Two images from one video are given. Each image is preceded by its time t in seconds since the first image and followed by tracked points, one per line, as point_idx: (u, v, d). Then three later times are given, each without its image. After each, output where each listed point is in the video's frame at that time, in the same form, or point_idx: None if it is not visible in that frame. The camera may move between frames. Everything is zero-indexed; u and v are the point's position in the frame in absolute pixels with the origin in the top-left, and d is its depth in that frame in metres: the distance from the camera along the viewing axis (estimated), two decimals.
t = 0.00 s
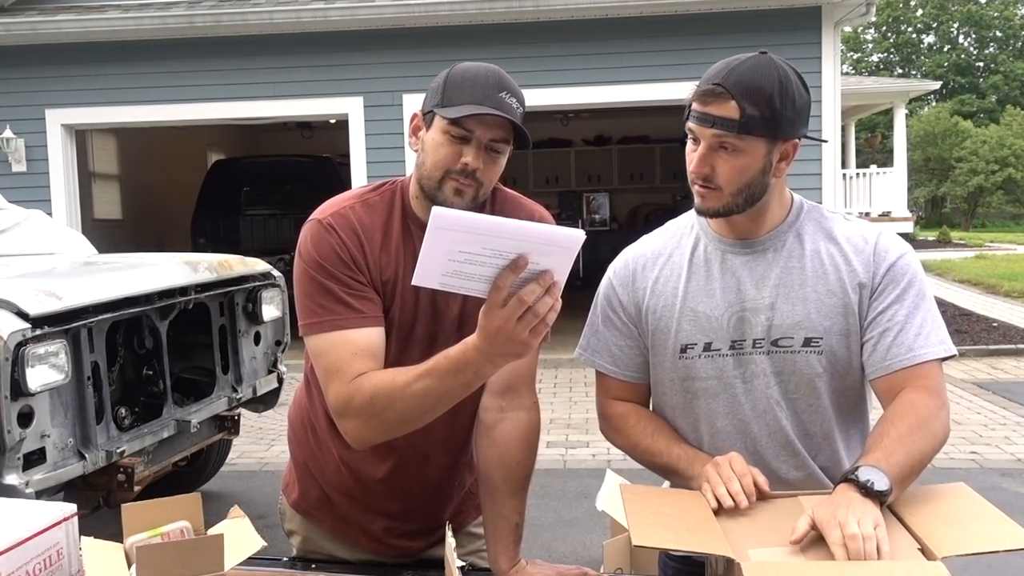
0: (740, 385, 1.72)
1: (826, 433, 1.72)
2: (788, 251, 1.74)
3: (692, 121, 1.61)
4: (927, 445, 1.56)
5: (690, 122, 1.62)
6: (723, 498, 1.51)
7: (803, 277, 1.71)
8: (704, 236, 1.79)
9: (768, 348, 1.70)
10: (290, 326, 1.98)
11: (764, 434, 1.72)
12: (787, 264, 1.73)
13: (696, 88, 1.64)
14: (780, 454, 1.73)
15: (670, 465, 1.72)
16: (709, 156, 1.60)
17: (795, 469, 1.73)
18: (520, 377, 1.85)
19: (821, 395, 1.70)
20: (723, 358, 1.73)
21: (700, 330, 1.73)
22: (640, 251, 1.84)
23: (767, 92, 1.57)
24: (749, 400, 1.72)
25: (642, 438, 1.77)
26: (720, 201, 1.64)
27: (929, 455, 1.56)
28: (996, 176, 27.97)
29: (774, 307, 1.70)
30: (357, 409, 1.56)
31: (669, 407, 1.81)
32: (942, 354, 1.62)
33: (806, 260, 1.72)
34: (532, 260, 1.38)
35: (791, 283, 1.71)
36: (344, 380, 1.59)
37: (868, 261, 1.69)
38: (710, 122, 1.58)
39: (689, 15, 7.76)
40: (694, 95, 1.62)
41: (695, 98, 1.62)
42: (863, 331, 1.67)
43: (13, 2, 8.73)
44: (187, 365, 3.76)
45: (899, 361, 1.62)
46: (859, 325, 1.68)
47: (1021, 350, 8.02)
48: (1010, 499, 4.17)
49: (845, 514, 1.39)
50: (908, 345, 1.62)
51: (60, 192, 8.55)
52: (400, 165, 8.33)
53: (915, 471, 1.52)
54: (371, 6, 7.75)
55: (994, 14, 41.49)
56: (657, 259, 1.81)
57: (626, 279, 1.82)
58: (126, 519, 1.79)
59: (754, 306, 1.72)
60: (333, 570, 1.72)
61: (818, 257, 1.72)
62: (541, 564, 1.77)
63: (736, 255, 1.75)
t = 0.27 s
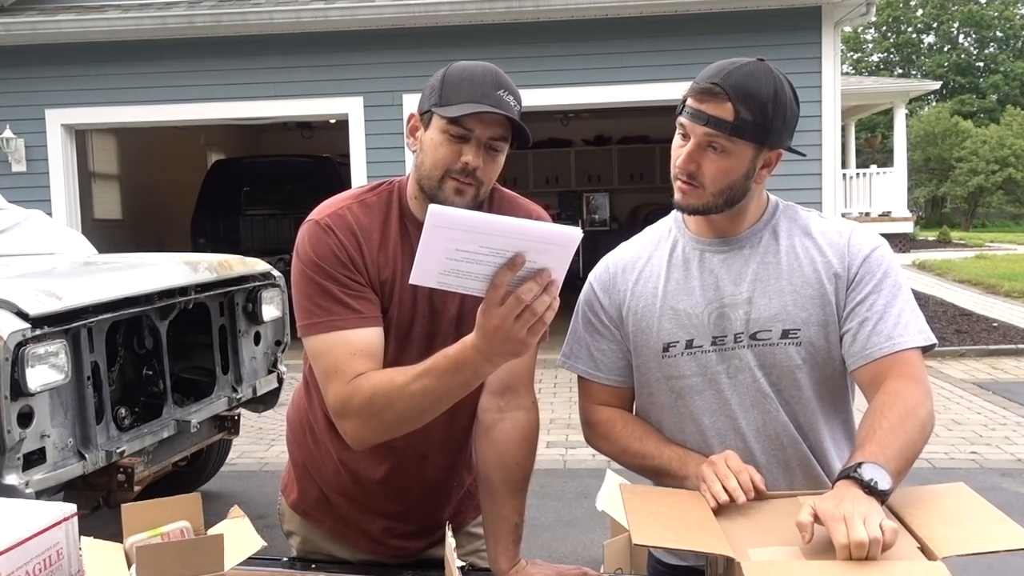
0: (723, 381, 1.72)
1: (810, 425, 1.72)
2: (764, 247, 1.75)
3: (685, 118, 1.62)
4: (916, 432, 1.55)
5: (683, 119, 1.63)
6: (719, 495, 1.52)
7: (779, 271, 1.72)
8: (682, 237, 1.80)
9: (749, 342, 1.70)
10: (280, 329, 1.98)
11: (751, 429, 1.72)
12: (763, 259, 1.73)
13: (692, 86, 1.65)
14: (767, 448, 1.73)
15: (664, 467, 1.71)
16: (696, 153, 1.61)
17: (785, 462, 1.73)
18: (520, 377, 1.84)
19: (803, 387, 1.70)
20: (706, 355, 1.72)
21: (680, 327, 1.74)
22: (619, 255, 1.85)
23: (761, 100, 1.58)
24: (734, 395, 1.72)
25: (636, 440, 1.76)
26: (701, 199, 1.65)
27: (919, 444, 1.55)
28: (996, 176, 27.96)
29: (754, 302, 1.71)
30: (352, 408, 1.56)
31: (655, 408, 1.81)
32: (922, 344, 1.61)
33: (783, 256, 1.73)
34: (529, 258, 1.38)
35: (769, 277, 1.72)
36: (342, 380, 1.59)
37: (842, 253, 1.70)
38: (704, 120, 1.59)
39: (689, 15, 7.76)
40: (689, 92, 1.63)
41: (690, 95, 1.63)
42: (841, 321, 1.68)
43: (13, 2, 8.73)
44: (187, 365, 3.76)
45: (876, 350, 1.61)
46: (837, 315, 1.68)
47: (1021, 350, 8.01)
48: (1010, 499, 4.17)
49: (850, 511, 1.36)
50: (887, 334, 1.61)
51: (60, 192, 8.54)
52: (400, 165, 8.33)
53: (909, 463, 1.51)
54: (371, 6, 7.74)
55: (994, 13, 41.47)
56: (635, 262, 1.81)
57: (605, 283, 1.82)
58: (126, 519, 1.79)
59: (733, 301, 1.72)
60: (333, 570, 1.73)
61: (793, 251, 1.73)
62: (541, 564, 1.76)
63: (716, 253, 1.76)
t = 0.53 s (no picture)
0: (721, 378, 1.73)
1: (808, 420, 1.72)
2: (757, 244, 1.74)
3: (692, 131, 1.59)
4: (914, 421, 1.52)
5: (689, 131, 1.60)
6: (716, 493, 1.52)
7: (772, 267, 1.72)
8: (676, 237, 1.80)
9: (745, 339, 1.70)
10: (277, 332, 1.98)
11: (750, 426, 1.72)
12: (757, 256, 1.73)
13: (687, 94, 1.62)
14: (766, 445, 1.73)
15: (663, 467, 1.70)
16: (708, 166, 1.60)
17: (785, 459, 1.73)
18: (519, 378, 1.85)
19: (799, 381, 1.70)
20: (703, 353, 1.73)
21: (676, 327, 1.74)
22: (615, 260, 1.85)
23: (762, 104, 1.58)
24: (732, 393, 1.72)
25: (635, 443, 1.75)
26: (717, 208, 1.65)
27: (917, 436, 1.52)
28: (996, 176, 27.97)
29: (748, 299, 1.71)
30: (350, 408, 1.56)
31: (655, 408, 1.81)
32: (909, 336, 1.59)
33: (775, 252, 1.73)
34: (524, 260, 1.38)
35: (763, 274, 1.72)
36: (340, 380, 1.59)
37: (832, 247, 1.71)
38: (714, 135, 1.57)
39: (689, 15, 7.76)
40: (690, 104, 1.60)
41: (691, 107, 1.60)
42: (833, 315, 1.67)
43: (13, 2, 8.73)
44: (187, 365, 3.76)
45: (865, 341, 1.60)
46: (829, 308, 1.68)
47: (1021, 349, 8.01)
48: (1010, 499, 4.17)
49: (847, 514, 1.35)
50: (875, 323, 1.60)
51: (60, 192, 8.55)
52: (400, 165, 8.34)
53: (906, 456, 1.48)
54: (371, 6, 7.74)
55: (994, 13, 41.47)
56: (630, 265, 1.81)
57: (601, 286, 1.82)
58: (127, 519, 1.79)
59: (727, 299, 1.72)
60: (333, 570, 1.72)
61: (785, 247, 1.73)
62: (541, 564, 1.76)
63: (709, 254, 1.76)
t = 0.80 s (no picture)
0: (724, 375, 1.73)
1: (809, 417, 1.72)
2: (759, 241, 1.75)
3: (724, 144, 1.56)
4: (913, 409, 1.50)
5: (719, 144, 1.57)
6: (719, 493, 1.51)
7: (774, 263, 1.72)
8: (679, 236, 1.81)
9: (749, 335, 1.71)
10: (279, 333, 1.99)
11: (752, 423, 1.72)
12: (758, 253, 1.74)
13: (703, 106, 1.58)
14: (768, 442, 1.73)
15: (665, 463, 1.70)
16: (747, 173, 1.60)
17: (786, 457, 1.72)
18: (519, 378, 1.85)
19: (801, 377, 1.70)
20: (706, 350, 1.73)
21: (680, 324, 1.74)
22: (618, 259, 1.85)
23: (776, 102, 1.59)
24: (735, 390, 1.72)
25: (634, 439, 1.74)
26: (752, 209, 1.66)
27: (916, 426, 1.50)
28: (996, 176, 27.98)
29: (751, 296, 1.71)
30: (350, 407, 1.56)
31: (659, 406, 1.81)
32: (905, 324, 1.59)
33: (777, 248, 1.73)
34: (523, 261, 1.38)
35: (765, 271, 1.72)
36: (340, 380, 1.59)
37: (832, 243, 1.72)
38: (751, 144, 1.55)
39: (689, 15, 7.76)
40: (715, 117, 1.56)
41: (716, 120, 1.56)
42: (834, 310, 1.68)
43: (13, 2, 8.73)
44: (187, 365, 3.76)
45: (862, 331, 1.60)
46: (830, 303, 1.69)
47: (1021, 349, 8.01)
48: (1010, 499, 4.17)
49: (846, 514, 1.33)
50: (871, 313, 1.60)
51: (60, 192, 8.55)
52: (400, 165, 8.34)
53: (905, 446, 1.47)
54: (371, 6, 7.74)
55: (994, 13, 41.46)
56: (633, 263, 1.82)
57: (604, 285, 1.83)
58: (126, 519, 1.79)
59: (731, 296, 1.72)
60: (333, 569, 1.73)
61: (786, 243, 1.74)
62: (540, 563, 1.76)
63: (712, 252, 1.76)
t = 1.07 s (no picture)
0: (727, 375, 1.73)
1: (808, 417, 1.72)
2: (763, 241, 1.75)
3: (738, 148, 1.56)
4: (915, 404, 1.50)
5: (732, 148, 1.56)
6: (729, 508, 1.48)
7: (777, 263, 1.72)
8: (682, 235, 1.81)
9: (751, 334, 1.71)
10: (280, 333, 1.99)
11: (753, 423, 1.72)
12: (762, 252, 1.74)
13: (713, 111, 1.57)
14: (768, 442, 1.72)
15: (664, 460, 1.70)
16: (759, 175, 1.60)
17: (786, 458, 1.72)
18: (520, 378, 1.85)
19: (803, 377, 1.70)
20: (709, 349, 1.73)
21: (683, 323, 1.74)
22: (622, 257, 1.85)
23: (784, 103, 1.59)
24: (737, 390, 1.73)
25: (634, 436, 1.74)
26: (761, 210, 1.67)
27: (919, 423, 1.50)
28: (996, 176, 27.98)
29: (753, 295, 1.71)
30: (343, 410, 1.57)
31: (662, 405, 1.80)
32: (905, 319, 1.58)
33: (780, 248, 1.74)
34: (521, 289, 1.38)
35: (767, 270, 1.72)
36: (333, 382, 1.60)
37: (835, 243, 1.72)
38: (764, 148, 1.55)
39: (689, 15, 7.76)
40: (727, 121, 1.55)
41: (729, 124, 1.55)
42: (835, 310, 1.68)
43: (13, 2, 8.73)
44: (187, 365, 3.76)
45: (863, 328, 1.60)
46: (833, 302, 1.69)
47: (1021, 350, 8.02)
48: (1010, 499, 4.17)
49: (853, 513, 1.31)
50: (872, 310, 1.59)
51: (60, 192, 8.55)
52: (400, 165, 8.34)
53: (909, 442, 1.46)
54: (371, 6, 7.74)
55: (994, 13, 41.45)
56: (638, 261, 1.81)
57: (607, 283, 1.83)
58: (126, 519, 1.79)
59: (734, 296, 1.72)
60: (333, 569, 1.72)
61: (791, 242, 1.74)
62: (540, 563, 1.76)
63: (717, 252, 1.76)
